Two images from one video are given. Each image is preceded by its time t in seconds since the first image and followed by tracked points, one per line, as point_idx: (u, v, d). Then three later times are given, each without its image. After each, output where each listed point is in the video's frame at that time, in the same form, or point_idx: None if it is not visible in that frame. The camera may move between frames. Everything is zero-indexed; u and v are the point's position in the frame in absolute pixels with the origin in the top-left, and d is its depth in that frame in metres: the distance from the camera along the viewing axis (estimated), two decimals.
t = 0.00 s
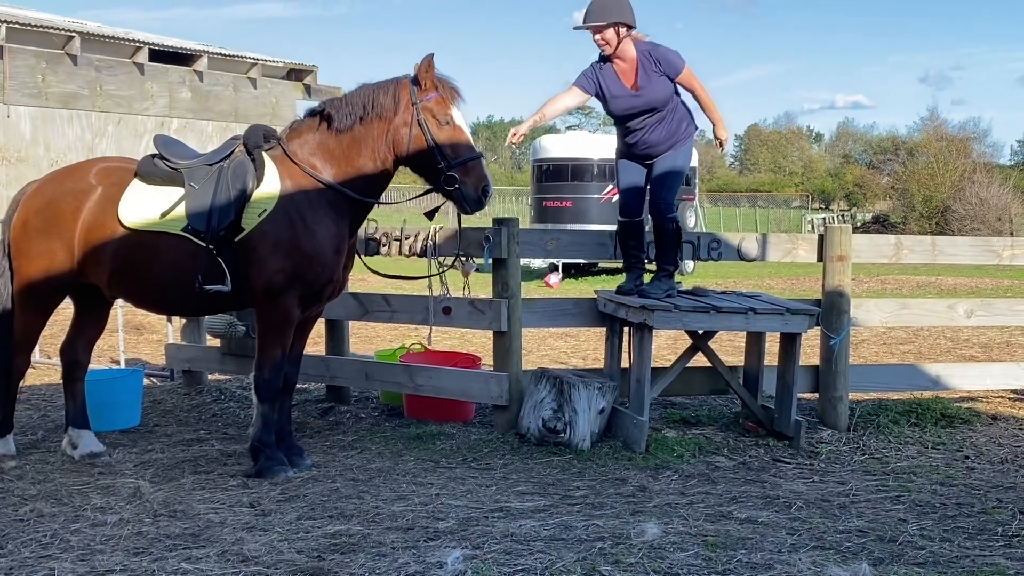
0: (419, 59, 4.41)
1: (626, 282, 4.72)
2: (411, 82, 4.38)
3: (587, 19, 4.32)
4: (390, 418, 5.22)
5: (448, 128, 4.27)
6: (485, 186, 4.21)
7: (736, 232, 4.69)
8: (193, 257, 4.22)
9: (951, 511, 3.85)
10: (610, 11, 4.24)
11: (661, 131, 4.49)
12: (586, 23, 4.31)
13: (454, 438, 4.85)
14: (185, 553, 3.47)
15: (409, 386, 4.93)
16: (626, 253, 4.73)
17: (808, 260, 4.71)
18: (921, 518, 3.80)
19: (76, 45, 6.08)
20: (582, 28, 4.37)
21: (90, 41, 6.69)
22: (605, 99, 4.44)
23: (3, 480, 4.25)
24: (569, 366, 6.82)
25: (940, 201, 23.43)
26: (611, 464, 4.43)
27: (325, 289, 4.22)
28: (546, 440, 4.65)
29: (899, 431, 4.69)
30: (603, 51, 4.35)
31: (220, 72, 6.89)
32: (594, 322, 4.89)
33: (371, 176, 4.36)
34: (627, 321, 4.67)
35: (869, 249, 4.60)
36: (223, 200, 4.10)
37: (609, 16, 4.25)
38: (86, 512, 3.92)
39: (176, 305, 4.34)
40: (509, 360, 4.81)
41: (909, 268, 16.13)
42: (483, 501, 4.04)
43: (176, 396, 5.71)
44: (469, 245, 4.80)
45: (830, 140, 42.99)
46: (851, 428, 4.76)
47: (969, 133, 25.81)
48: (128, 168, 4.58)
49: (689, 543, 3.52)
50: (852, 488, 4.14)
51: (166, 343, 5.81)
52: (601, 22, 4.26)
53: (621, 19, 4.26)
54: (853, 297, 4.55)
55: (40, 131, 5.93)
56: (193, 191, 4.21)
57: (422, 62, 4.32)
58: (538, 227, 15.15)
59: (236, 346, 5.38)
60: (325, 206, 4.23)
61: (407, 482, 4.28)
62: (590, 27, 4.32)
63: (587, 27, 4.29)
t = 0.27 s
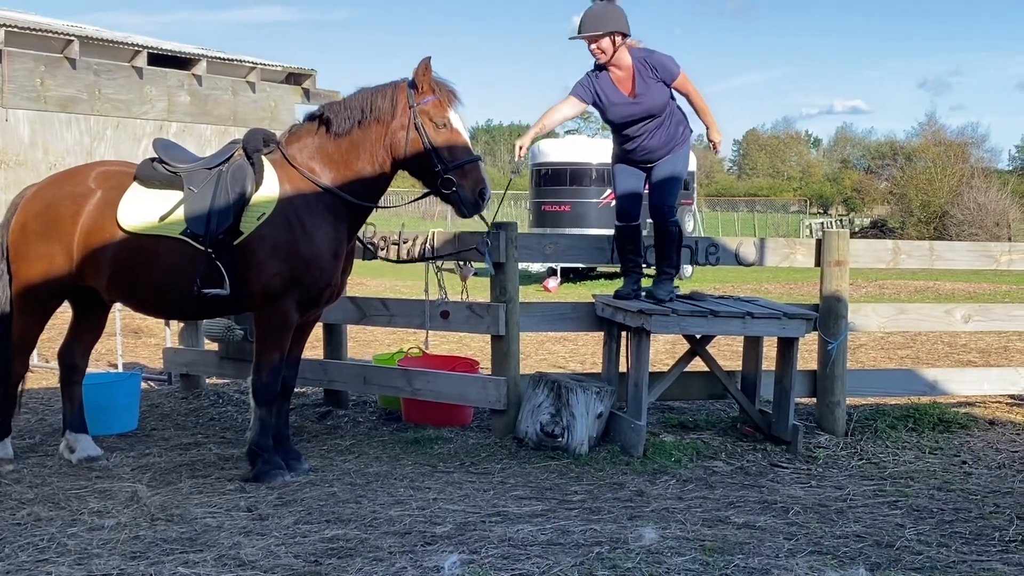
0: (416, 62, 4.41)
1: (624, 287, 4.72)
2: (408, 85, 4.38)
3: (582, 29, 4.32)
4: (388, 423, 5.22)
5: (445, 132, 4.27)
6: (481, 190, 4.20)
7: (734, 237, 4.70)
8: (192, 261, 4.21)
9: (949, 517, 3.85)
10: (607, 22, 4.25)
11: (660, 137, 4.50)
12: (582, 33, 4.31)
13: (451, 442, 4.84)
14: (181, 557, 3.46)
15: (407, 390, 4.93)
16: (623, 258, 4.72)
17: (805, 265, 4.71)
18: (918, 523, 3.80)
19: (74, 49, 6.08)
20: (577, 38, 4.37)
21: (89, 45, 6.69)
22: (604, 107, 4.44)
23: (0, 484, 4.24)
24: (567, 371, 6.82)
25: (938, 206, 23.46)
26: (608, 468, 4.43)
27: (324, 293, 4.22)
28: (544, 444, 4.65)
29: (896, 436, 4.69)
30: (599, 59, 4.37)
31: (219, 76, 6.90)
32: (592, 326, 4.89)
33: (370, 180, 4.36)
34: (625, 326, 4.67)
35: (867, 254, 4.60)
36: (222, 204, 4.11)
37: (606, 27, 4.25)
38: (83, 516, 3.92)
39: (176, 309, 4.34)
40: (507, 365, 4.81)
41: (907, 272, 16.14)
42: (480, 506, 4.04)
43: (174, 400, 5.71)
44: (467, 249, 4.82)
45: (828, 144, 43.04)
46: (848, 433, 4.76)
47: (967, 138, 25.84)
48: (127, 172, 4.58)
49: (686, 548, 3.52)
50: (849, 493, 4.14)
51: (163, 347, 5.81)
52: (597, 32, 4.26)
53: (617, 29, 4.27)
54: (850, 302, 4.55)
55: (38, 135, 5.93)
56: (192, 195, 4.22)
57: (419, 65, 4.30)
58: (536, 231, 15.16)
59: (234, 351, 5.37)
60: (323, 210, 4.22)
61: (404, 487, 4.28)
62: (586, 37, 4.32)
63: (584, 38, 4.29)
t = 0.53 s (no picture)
0: (414, 66, 4.41)
1: (622, 292, 4.72)
2: (408, 90, 4.38)
3: (585, 29, 4.30)
4: (386, 427, 5.22)
5: (444, 136, 4.27)
6: (479, 195, 4.18)
7: (732, 242, 4.72)
8: (192, 265, 4.21)
9: (946, 522, 3.86)
10: (611, 24, 4.24)
11: (661, 140, 4.50)
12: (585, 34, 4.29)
13: (449, 447, 4.84)
14: (179, 562, 3.46)
15: (405, 395, 4.92)
16: (621, 263, 4.71)
17: (803, 270, 4.72)
18: (915, 528, 3.80)
19: (73, 53, 6.08)
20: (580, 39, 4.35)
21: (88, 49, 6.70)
22: (605, 109, 4.43)
23: None
24: (565, 375, 6.82)
25: (935, 212, 23.49)
26: (606, 473, 4.43)
27: (322, 298, 4.22)
28: (542, 449, 4.65)
29: (894, 442, 4.70)
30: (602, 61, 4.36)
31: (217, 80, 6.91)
32: (590, 331, 4.90)
33: (370, 184, 4.36)
34: (623, 330, 4.67)
35: (864, 259, 4.61)
36: (221, 207, 4.11)
37: (611, 28, 4.24)
38: (80, 520, 3.91)
39: (175, 313, 4.34)
40: (505, 369, 4.81)
41: (904, 278, 16.16)
42: (478, 510, 4.04)
43: (172, 404, 5.71)
44: (465, 254, 4.81)
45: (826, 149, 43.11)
46: (846, 439, 4.76)
47: (965, 144, 25.89)
48: (127, 176, 4.57)
49: (684, 553, 3.52)
50: (847, 498, 4.14)
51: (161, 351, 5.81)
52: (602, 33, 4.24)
53: (622, 31, 4.26)
54: (848, 307, 4.55)
55: (36, 139, 5.91)
56: (192, 199, 4.22)
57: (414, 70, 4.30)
58: (534, 236, 15.17)
59: (231, 355, 5.37)
60: (322, 214, 4.22)
61: (402, 491, 4.28)
62: (589, 37, 4.30)
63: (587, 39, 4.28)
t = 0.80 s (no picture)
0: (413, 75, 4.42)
1: (620, 296, 4.71)
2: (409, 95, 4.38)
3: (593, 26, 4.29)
4: (383, 431, 5.21)
5: (444, 143, 4.27)
6: (481, 202, 4.19)
7: (730, 246, 4.69)
8: (191, 270, 4.21)
9: (943, 527, 3.85)
10: (621, 23, 4.23)
11: (664, 139, 4.51)
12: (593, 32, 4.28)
13: (447, 451, 4.84)
14: (175, 566, 3.45)
15: (402, 399, 4.92)
16: (619, 268, 4.71)
17: (801, 275, 4.72)
18: (913, 534, 3.80)
19: (71, 56, 6.06)
20: (588, 36, 4.35)
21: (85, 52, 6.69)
22: (610, 106, 4.43)
23: None
24: (562, 379, 6.82)
25: (932, 217, 23.53)
26: (604, 478, 4.43)
27: (320, 303, 4.21)
28: (539, 454, 4.64)
29: (891, 447, 4.70)
30: (610, 59, 4.35)
31: (214, 84, 6.91)
32: (587, 335, 4.89)
33: (370, 190, 4.37)
34: (621, 335, 4.67)
35: (861, 264, 4.61)
36: (220, 211, 4.11)
37: (620, 28, 4.23)
38: (77, 524, 3.90)
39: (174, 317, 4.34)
40: (503, 373, 4.81)
41: (902, 284, 16.18)
42: (475, 515, 4.03)
43: (168, 408, 5.70)
44: (462, 258, 4.81)
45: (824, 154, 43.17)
46: (843, 444, 4.76)
47: (963, 149, 25.92)
48: (126, 179, 4.56)
49: (681, 559, 3.52)
50: (844, 503, 4.14)
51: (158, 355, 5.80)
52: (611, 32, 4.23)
53: (631, 30, 4.25)
54: (846, 312, 4.55)
55: (34, 143, 5.88)
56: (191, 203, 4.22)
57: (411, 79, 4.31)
58: (532, 240, 15.17)
59: (228, 359, 5.35)
60: (321, 219, 4.22)
61: (399, 496, 4.28)
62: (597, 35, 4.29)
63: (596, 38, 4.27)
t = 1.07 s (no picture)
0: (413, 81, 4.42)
1: (618, 300, 4.70)
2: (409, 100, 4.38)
3: (604, 18, 4.36)
4: (381, 435, 5.21)
5: (445, 148, 4.27)
6: (482, 208, 4.20)
7: (727, 251, 4.69)
8: (190, 273, 4.20)
9: (941, 533, 3.85)
10: (632, 18, 4.31)
11: (665, 134, 4.53)
12: (604, 24, 4.35)
13: (444, 456, 4.84)
14: (173, 570, 3.45)
15: (400, 404, 4.92)
16: (617, 272, 4.71)
17: (798, 280, 4.71)
18: (910, 539, 3.80)
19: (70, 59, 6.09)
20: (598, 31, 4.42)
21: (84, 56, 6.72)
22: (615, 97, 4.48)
23: None
24: (560, 384, 6.81)
25: (931, 222, 23.52)
26: (601, 483, 4.43)
27: (320, 308, 4.21)
28: (536, 458, 4.64)
29: (889, 452, 4.69)
30: (618, 52, 4.42)
31: (213, 88, 6.93)
32: (585, 340, 4.89)
33: (370, 195, 4.37)
34: (619, 339, 4.67)
35: (859, 269, 4.61)
36: (221, 214, 4.10)
37: (631, 22, 4.30)
38: (74, 528, 3.90)
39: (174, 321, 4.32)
40: (500, 378, 4.81)
41: (900, 288, 16.19)
42: (472, 519, 4.03)
43: (166, 412, 5.70)
44: (460, 262, 4.80)
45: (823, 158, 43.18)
46: (840, 449, 4.76)
47: (961, 154, 25.91)
48: (127, 184, 4.57)
49: (679, 563, 3.52)
50: (842, 508, 4.14)
51: (156, 359, 5.81)
52: (621, 25, 4.31)
53: (641, 26, 4.32)
54: (843, 317, 4.56)
55: (33, 145, 5.89)
56: (192, 206, 4.21)
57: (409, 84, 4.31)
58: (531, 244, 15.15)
59: (226, 362, 5.35)
60: (322, 224, 4.21)
61: (396, 500, 4.28)
62: (607, 27, 4.36)
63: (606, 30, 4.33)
